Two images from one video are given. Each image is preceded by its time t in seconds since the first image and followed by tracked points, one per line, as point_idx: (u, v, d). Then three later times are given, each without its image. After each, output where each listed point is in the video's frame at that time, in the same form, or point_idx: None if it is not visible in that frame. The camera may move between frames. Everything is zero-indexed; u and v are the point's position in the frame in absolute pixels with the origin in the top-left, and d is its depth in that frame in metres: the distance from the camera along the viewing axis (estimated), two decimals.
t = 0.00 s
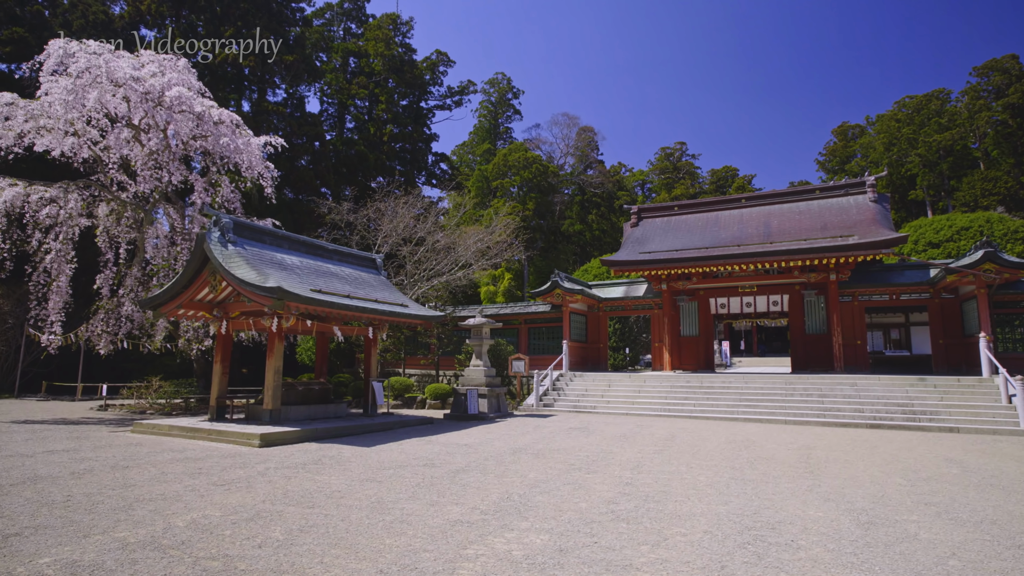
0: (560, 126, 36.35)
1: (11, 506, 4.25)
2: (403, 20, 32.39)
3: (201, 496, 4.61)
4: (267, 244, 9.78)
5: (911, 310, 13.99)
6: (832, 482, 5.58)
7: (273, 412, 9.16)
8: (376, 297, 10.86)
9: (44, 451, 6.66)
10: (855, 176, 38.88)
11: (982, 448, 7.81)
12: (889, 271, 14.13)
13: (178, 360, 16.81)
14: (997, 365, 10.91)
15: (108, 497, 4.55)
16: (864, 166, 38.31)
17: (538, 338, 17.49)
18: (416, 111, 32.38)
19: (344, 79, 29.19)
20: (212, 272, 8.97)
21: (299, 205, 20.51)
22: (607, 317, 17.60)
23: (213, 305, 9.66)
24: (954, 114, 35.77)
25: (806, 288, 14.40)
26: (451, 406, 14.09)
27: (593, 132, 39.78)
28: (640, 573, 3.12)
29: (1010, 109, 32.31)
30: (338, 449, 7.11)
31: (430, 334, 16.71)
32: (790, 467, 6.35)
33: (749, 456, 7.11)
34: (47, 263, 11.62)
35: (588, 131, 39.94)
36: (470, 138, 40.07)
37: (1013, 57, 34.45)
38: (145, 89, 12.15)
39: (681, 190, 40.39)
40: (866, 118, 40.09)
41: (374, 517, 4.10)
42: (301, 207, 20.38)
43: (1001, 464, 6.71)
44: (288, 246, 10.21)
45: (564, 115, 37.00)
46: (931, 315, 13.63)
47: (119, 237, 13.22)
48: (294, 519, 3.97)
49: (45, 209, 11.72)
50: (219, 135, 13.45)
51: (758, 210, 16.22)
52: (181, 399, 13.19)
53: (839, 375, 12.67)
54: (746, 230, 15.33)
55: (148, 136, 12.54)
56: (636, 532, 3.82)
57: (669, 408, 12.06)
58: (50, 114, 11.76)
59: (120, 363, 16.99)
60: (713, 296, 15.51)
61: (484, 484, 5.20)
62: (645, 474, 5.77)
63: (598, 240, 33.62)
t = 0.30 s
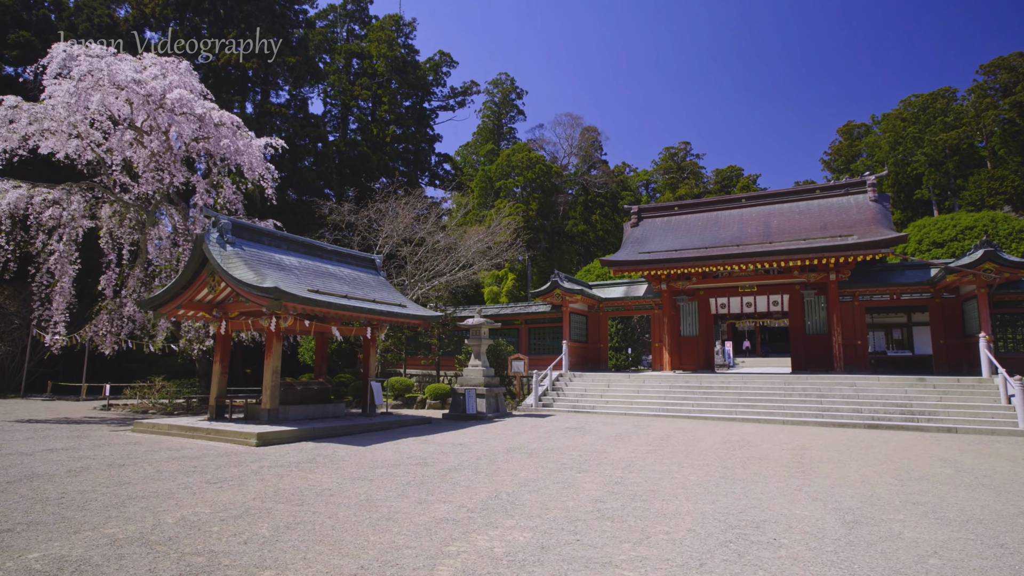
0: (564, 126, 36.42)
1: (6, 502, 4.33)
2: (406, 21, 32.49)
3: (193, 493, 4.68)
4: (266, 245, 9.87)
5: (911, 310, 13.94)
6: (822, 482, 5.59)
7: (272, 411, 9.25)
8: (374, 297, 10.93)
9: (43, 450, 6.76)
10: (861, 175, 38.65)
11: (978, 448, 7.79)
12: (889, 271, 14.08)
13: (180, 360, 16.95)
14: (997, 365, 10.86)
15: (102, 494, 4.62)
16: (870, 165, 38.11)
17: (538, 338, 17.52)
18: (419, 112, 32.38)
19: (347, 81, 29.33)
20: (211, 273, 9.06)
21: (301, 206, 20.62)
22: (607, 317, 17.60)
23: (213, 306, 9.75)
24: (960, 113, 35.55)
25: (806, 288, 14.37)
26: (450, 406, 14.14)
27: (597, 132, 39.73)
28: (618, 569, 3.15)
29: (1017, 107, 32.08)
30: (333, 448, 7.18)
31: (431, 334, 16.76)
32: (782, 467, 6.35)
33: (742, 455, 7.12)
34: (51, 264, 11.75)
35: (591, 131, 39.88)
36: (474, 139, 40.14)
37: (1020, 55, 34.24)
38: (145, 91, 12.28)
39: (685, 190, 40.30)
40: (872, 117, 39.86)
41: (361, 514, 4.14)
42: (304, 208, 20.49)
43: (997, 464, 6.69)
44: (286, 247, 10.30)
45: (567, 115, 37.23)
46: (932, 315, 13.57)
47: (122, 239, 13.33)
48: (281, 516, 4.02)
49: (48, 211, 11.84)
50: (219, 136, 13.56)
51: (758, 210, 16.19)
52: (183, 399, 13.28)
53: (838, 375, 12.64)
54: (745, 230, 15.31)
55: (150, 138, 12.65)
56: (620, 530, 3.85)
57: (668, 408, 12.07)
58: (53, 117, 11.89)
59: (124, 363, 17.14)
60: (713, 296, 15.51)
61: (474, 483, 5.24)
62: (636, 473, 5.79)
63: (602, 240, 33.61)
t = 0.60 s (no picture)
0: (566, 126, 36.46)
1: (3, 500, 4.41)
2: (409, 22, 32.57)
3: (186, 491, 4.75)
4: (264, 245, 9.95)
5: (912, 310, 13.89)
6: (813, 482, 5.60)
7: (269, 410, 9.31)
8: (373, 297, 10.99)
9: (43, 448, 6.84)
10: (866, 175, 38.47)
11: (974, 449, 7.77)
12: (889, 271, 14.04)
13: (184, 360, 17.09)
14: (997, 366, 10.81)
15: (96, 492, 4.69)
16: (874, 165, 37.96)
17: (538, 338, 17.55)
18: (422, 113, 32.29)
19: (350, 82, 29.44)
20: (210, 274, 9.13)
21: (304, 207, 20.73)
22: (607, 318, 17.60)
23: (213, 306, 9.84)
24: (965, 112, 35.36)
25: (806, 288, 14.35)
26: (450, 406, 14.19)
27: (600, 132, 39.73)
28: (598, 568, 3.18)
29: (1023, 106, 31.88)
30: (329, 447, 7.24)
31: (431, 334, 16.82)
32: (774, 467, 6.36)
33: (736, 455, 7.13)
34: (55, 265, 11.85)
35: (595, 131, 39.88)
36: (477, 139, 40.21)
37: None
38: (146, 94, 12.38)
39: (689, 190, 40.21)
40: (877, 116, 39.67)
41: (350, 512, 4.20)
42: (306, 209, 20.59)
43: (991, 465, 6.67)
44: (285, 247, 10.37)
45: (569, 115, 37.26)
46: (932, 315, 13.53)
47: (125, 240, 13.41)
48: (270, 514, 4.08)
49: (51, 213, 11.93)
50: (220, 138, 13.67)
51: (758, 210, 16.16)
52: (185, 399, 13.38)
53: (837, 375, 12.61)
54: (745, 230, 15.29)
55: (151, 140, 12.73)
56: (604, 529, 3.88)
57: (667, 408, 12.07)
58: (56, 120, 11.97)
59: (128, 363, 17.29)
60: (713, 296, 15.52)
61: (464, 482, 5.28)
62: (627, 473, 5.81)
63: (605, 240, 33.58)
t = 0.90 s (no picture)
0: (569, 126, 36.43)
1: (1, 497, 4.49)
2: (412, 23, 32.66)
3: (180, 489, 4.82)
4: (263, 247, 10.04)
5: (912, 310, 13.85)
6: (803, 482, 5.62)
7: (268, 410, 9.39)
8: (371, 298, 11.07)
9: (44, 447, 6.94)
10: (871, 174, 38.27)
11: (970, 449, 7.75)
12: (889, 271, 14.00)
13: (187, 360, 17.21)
14: (996, 366, 10.78)
15: (93, 489, 4.77)
16: (879, 164, 37.77)
17: (538, 338, 17.59)
18: (425, 113, 32.49)
19: (353, 83, 29.57)
20: (209, 275, 9.21)
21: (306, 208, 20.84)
22: (607, 318, 17.61)
23: (213, 306, 9.93)
24: (971, 110, 35.13)
25: (806, 288, 14.34)
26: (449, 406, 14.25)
27: (603, 132, 39.77)
28: (579, 565, 3.22)
29: None
30: (325, 446, 7.31)
31: (432, 334, 16.89)
32: (767, 467, 6.38)
33: (730, 455, 7.15)
34: (59, 266, 11.97)
35: (598, 132, 39.91)
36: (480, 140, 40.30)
37: None
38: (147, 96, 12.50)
39: (692, 190, 40.11)
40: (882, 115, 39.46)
41: (339, 510, 4.26)
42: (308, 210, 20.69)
43: (985, 465, 6.66)
44: (284, 248, 10.46)
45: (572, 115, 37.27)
46: (933, 316, 13.49)
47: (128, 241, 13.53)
48: (261, 512, 4.14)
49: (54, 214, 12.05)
50: (220, 140, 13.80)
51: (758, 210, 16.15)
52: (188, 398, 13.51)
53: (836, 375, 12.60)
54: (744, 230, 15.28)
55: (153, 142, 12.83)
56: (589, 527, 3.92)
57: (665, 408, 12.09)
58: (59, 122, 12.08)
59: (132, 363, 17.43)
60: (713, 297, 15.52)
61: (456, 481, 5.33)
62: (618, 472, 5.85)
63: (609, 240, 33.54)
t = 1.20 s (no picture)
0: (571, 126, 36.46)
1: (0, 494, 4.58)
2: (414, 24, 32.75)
3: (176, 486, 4.90)
4: (263, 248, 10.13)
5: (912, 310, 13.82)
6: (793, 481, 5.65)
7: (268, 409, 9.48)
8: (370, 298, 11.16)
9: (45, 445, 7.04)
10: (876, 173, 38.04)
11: (965, 450, 7.75)
12: (889, 271, 13.98)
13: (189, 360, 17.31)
14: (994, 366, 10.76)
15: (90, 486, 4.86)
16: (884, 163, 37.55)
17: (539, 338, 17.63)
18: (428, 113, 32.64)
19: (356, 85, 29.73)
20: (209, 275, 9.30)
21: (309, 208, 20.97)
22: (607, 318, 17.62)
23: (213, 306, 10.04)
24: (977, 109, 34.88)
25: (805, 288, 14.32)
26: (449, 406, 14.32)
27: (607, 132, 39.82)
28: (561, 561, 3.28)
29: None
30: (322, 445, 7.38)
31: (432, 334, 16.97)
32: (759, 467, 6.41)
33: (723, 455, 7.18)
34: (62, 266, 12.10)
35: (601, 132, 39.96)
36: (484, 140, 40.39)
37: None
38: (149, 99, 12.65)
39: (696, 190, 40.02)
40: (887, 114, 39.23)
41: (331, 507, 4.32)
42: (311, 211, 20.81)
43: (978, 465, 6.66)
44: (284, 249, 10.56)
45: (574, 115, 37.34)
46: (933, 316, 13.45)
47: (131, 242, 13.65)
48: (253, 508, 4.21)
49: (58, 216, 12.17)
50: (222, 142, 13.91)
51: (758, 210, 16.15)
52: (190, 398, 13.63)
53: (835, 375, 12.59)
54: (744, 231, 15.28)
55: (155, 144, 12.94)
56: (574, 525, 3.98)
57: (663, 408, 12.11)
58: (62, 124, 12.21)
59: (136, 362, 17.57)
60: (713, 297, 15.53)
61: (448, 479, 5.39)
62: (610, 471, 5.90)
63: (611, 240, 33.50)
